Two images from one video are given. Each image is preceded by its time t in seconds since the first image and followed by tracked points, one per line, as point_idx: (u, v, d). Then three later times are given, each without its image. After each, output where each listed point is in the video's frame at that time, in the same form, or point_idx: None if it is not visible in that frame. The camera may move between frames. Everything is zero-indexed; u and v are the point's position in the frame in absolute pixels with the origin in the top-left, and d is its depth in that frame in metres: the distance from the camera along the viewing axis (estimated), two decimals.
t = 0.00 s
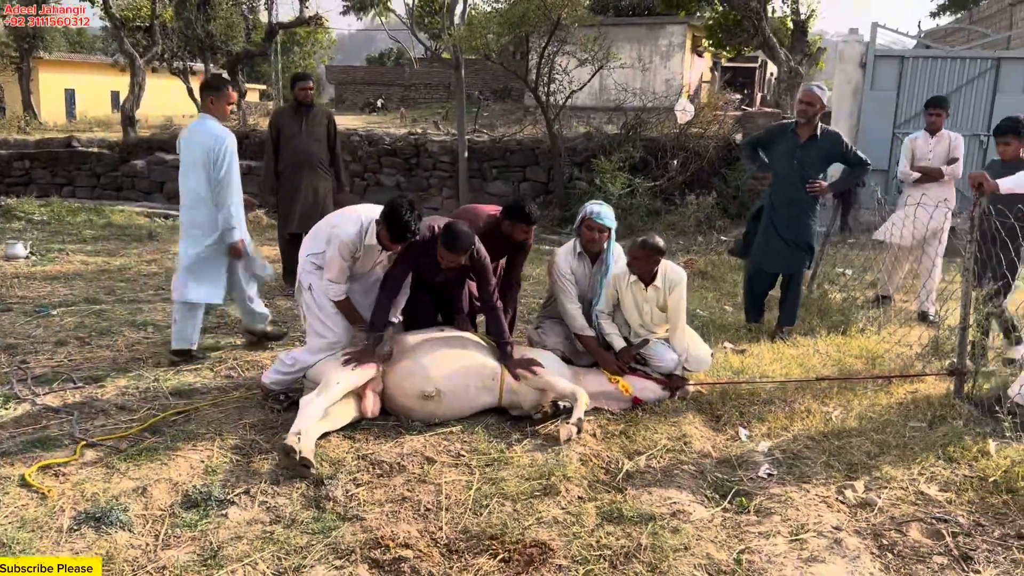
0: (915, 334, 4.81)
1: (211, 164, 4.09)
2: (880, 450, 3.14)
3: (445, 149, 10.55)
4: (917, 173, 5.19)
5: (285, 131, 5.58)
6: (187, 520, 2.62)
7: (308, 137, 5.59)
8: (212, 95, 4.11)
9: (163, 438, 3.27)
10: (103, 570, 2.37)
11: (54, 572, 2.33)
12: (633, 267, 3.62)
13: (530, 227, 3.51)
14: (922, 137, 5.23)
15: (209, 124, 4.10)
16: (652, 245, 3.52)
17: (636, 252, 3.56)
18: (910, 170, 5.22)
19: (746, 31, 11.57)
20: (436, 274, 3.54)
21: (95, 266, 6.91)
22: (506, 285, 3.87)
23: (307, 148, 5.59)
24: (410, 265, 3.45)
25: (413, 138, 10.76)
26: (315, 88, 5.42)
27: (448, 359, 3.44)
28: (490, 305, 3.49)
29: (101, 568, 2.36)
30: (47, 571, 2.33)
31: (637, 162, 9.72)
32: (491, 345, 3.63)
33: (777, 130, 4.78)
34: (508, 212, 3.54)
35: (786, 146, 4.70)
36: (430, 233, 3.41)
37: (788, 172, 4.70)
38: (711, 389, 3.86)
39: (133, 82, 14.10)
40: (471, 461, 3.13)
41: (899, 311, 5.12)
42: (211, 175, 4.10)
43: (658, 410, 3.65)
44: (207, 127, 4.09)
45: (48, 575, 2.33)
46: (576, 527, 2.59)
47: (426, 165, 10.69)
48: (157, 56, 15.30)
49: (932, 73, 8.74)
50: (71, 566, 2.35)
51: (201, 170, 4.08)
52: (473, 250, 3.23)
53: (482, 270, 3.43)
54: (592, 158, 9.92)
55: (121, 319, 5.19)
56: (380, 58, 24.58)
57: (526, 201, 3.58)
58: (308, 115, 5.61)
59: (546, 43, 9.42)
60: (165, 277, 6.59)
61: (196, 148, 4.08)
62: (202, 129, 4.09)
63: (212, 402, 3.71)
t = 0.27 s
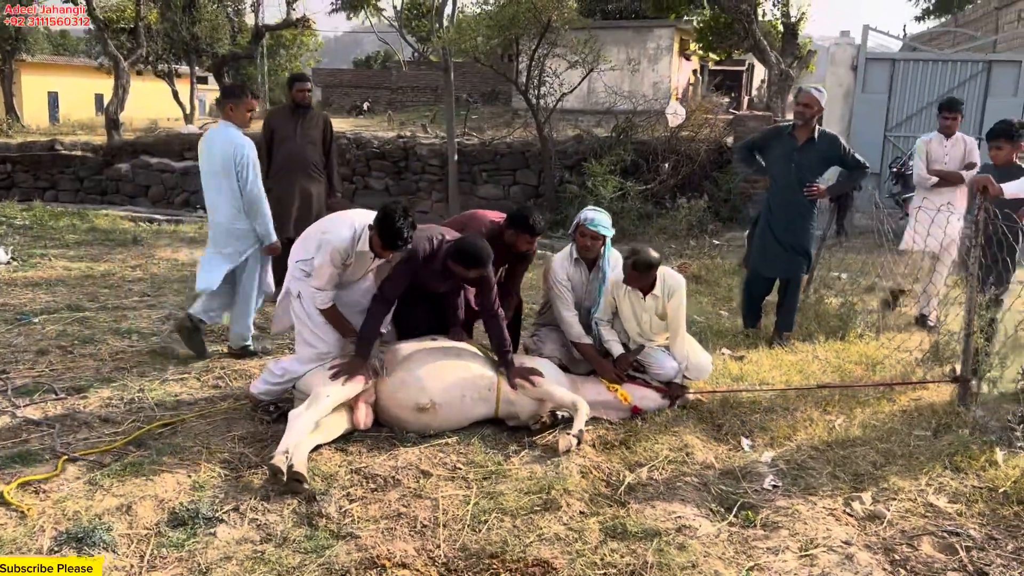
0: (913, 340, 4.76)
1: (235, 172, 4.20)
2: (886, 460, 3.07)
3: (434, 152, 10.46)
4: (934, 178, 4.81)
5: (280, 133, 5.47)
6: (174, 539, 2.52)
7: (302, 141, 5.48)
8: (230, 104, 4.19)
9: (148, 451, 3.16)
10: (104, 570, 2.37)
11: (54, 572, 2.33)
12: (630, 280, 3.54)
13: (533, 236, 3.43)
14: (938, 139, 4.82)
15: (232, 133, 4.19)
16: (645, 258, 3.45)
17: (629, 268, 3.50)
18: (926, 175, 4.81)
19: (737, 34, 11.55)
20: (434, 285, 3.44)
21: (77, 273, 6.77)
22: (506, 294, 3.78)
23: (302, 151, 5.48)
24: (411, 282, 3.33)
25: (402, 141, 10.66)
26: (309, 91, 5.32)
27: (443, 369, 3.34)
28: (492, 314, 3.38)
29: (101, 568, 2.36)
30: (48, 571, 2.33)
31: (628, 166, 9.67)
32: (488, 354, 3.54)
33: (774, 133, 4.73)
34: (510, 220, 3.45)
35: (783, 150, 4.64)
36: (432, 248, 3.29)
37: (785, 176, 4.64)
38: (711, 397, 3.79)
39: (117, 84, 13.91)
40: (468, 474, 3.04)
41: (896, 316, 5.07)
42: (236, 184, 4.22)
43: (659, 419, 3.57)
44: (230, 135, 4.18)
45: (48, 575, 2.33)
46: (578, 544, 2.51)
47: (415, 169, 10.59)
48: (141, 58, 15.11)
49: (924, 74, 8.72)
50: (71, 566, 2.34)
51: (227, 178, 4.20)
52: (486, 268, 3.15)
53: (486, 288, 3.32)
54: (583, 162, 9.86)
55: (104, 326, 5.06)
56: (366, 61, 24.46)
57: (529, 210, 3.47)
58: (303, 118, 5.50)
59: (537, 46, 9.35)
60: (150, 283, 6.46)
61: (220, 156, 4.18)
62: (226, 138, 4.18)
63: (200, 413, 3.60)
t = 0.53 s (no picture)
0: (914, 346, 4.71)
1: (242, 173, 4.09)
2: (895, 471, 3.02)
3: (424, 156, 10.37)
4: (951, 186, 4.72)
5: (276, 137, 5.34)
6: (164, 563, 2.42)
7: (300, 147, 5.36)
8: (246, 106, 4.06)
9: (136, 469, 3.05)
10: (103, 570, 2.38)
11: (54, 572, 2.36)
12: (627, 287, 3.47)
13: (536, 245, 3.35)
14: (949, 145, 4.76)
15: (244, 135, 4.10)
16: (637, 266, 3.36)
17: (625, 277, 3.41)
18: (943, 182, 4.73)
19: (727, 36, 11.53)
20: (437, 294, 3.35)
21: (60, 281, 6.62)
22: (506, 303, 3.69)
23: (299, 157, 5.36)
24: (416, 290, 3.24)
25: (391, 145, 10.56)
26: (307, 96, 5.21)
27: (441, 380, 3.25)
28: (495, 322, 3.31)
29: (101, 568, 2.37)
30: (48, 571, 2.36)
31: (619, 169, 9.62)
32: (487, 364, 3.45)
33: (773, 137, 4.68)
34: (512, 229, 3.37)
35: (782, 153, 4.59)
36: (442, 254, 3.20)
37: (784, 179, 4.59)
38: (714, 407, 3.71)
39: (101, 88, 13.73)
40: (468, 489, 2.95)
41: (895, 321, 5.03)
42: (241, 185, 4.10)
43: (661, 430, 3.50)
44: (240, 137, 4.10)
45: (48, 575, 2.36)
46: (586, 563, 2.43)
47: (405, 173, 10.49)
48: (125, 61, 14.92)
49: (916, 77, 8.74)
50: (71, 566, 2.37)
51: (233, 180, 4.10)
52: (498, 276, 3.10)
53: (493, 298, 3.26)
54: (574, 165, 9.80)
55: (89, 337, 4.93)
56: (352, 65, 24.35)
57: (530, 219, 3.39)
58: (301, 123, 5.38)
59: (528, 48, 9.27)
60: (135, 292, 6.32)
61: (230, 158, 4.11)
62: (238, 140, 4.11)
63: (190, 428, 3.49)
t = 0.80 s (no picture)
0: (917, 347, 4.70)
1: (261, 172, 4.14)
2: (909, 475, 2.99)
3: (416, 158, 10.30)
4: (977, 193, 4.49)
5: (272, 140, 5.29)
6: None
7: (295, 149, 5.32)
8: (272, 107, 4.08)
9: (136, 481, 2.98)
10: (103, 570, 2.40)
11: (55, 571, 2.38)
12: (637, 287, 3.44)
13: (545, 250, 3.31)
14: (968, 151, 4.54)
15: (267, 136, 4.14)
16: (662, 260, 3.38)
17: (638, 270, 3.42)
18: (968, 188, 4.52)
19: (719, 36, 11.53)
20: (441, 301, 3.29)
21: (48, 286, 6.50)
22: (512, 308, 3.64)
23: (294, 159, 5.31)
24: (422, 300, 3.18)
25: (383, 147, 10.49)
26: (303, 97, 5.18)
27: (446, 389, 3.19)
28: (504, 324, 3.27)
29: (101, 568, 2.39)
30: (48, 571, 2.38)
31: (613, 170, 9.59)
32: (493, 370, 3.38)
33: (775, 137, 4.65)
34: (520, 235, 3.33)
35: (785, 154, 4.56)
36: (448, 261, 3.14)
37: (786, 180, 4.56)
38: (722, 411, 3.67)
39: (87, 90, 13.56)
40: (478, 499, 2.89)
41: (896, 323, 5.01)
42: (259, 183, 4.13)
43: (670, 436, 3.46)
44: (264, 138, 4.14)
45: (48, 575, 2.38)
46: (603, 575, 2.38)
47: (396, 174, 10.42)
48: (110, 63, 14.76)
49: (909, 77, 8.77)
50: (71, 566, 2.39)
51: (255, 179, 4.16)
52: (507, 282, 3.05)
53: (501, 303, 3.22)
54: (567, 166, 9.76)
55: (81, 343, 4.83)
56: (338, 66, 24.23)
57: (540, 224, 3.35)
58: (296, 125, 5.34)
59: (522, 48, 9.22)
60: (126, 296, 6.22)
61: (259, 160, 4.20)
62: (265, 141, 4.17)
63: (190, 437, 3.41)
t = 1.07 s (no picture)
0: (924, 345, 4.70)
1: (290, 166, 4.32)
2: (928, 474, 2.98)
3: (410, 156, 10.24)
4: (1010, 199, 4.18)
5: (271, 140, 5.27)
6: None
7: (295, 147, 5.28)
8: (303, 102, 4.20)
9: (147, 488, 2.93)
10: (103, 570, 2.40)
11: (55, 571, 2.38)
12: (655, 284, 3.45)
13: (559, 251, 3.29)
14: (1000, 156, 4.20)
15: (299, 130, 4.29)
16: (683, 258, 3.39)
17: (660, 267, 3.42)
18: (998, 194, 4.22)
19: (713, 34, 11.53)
20: (455, 303, 3.26)
21: (42, 288, 6.40)
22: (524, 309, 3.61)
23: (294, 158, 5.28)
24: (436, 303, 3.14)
25: (377, 145, 10.42)
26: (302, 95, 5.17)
27: (461, 392, 3.15)
28: (519, 327, 3.23)
29: (101, 567, 2.39)
30: (48, 571, 2.38)
31: (609, 168, 9.57)
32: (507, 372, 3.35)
33: (782, 134, 4.64)
34: (535, 237, 3.30)
35: (793, 151, 4.56)
36: (466, 267, 3.12)
37: (794, 177, 4.55)
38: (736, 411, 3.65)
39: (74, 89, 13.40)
40: (497, 503, 2.86)
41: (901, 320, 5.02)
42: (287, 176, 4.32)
43: (686, 437, 3.44)
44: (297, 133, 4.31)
45: (48, 575, 2.38)
46: None
47: (391, 173, 10.36)
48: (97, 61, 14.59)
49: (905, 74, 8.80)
50: (71, 565, 2.39)
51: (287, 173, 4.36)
52: (523, 285, 3.02)
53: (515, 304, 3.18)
54: (563, 164, 9.73)
55: (80, 347, 4.76)
56: (326, 64, 24.10)
57: (553, 225, 3.33)
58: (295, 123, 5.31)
59: (518, 46, 9.18)
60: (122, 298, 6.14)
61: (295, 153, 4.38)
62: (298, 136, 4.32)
63: (200, 443, 3.35)
